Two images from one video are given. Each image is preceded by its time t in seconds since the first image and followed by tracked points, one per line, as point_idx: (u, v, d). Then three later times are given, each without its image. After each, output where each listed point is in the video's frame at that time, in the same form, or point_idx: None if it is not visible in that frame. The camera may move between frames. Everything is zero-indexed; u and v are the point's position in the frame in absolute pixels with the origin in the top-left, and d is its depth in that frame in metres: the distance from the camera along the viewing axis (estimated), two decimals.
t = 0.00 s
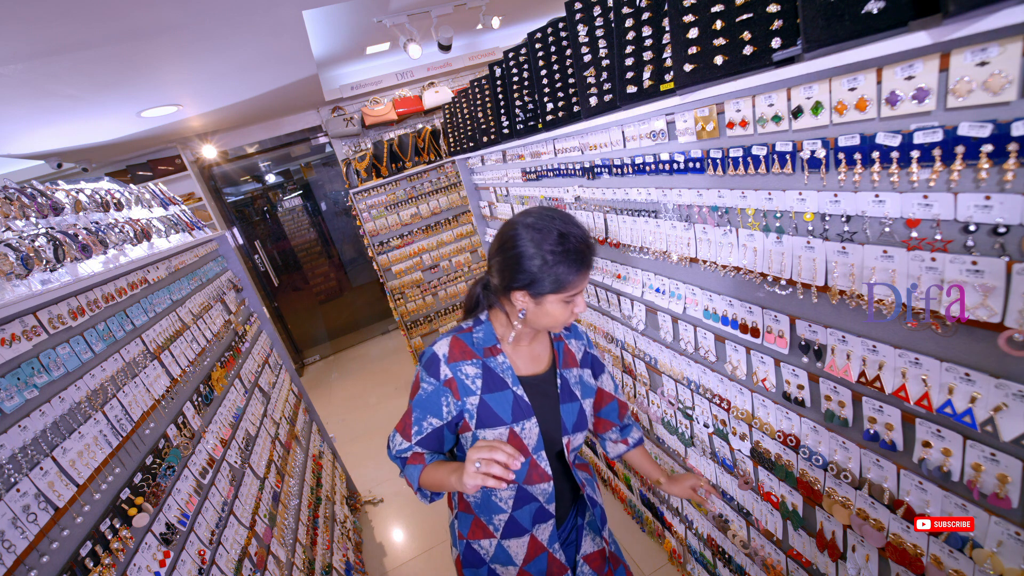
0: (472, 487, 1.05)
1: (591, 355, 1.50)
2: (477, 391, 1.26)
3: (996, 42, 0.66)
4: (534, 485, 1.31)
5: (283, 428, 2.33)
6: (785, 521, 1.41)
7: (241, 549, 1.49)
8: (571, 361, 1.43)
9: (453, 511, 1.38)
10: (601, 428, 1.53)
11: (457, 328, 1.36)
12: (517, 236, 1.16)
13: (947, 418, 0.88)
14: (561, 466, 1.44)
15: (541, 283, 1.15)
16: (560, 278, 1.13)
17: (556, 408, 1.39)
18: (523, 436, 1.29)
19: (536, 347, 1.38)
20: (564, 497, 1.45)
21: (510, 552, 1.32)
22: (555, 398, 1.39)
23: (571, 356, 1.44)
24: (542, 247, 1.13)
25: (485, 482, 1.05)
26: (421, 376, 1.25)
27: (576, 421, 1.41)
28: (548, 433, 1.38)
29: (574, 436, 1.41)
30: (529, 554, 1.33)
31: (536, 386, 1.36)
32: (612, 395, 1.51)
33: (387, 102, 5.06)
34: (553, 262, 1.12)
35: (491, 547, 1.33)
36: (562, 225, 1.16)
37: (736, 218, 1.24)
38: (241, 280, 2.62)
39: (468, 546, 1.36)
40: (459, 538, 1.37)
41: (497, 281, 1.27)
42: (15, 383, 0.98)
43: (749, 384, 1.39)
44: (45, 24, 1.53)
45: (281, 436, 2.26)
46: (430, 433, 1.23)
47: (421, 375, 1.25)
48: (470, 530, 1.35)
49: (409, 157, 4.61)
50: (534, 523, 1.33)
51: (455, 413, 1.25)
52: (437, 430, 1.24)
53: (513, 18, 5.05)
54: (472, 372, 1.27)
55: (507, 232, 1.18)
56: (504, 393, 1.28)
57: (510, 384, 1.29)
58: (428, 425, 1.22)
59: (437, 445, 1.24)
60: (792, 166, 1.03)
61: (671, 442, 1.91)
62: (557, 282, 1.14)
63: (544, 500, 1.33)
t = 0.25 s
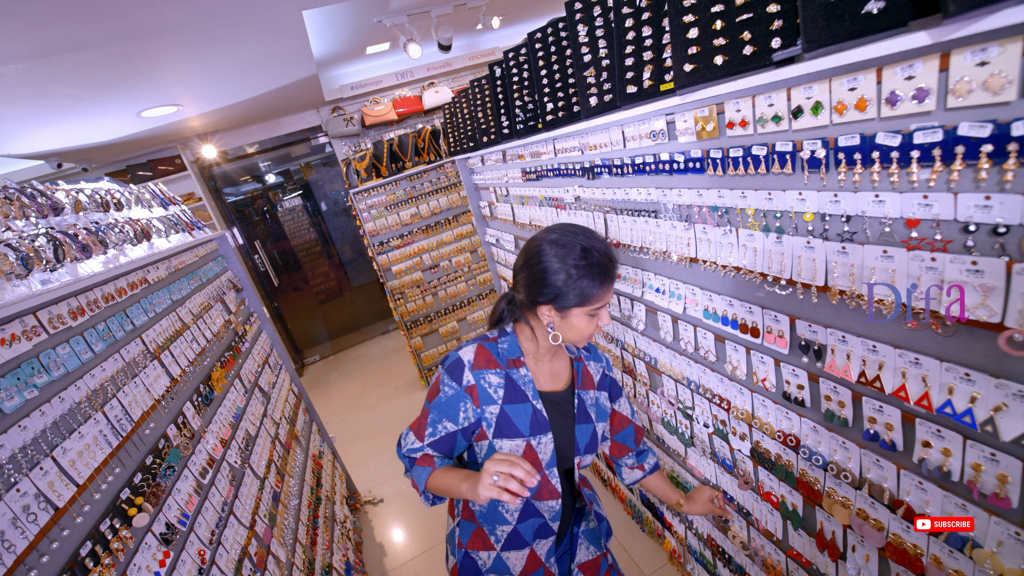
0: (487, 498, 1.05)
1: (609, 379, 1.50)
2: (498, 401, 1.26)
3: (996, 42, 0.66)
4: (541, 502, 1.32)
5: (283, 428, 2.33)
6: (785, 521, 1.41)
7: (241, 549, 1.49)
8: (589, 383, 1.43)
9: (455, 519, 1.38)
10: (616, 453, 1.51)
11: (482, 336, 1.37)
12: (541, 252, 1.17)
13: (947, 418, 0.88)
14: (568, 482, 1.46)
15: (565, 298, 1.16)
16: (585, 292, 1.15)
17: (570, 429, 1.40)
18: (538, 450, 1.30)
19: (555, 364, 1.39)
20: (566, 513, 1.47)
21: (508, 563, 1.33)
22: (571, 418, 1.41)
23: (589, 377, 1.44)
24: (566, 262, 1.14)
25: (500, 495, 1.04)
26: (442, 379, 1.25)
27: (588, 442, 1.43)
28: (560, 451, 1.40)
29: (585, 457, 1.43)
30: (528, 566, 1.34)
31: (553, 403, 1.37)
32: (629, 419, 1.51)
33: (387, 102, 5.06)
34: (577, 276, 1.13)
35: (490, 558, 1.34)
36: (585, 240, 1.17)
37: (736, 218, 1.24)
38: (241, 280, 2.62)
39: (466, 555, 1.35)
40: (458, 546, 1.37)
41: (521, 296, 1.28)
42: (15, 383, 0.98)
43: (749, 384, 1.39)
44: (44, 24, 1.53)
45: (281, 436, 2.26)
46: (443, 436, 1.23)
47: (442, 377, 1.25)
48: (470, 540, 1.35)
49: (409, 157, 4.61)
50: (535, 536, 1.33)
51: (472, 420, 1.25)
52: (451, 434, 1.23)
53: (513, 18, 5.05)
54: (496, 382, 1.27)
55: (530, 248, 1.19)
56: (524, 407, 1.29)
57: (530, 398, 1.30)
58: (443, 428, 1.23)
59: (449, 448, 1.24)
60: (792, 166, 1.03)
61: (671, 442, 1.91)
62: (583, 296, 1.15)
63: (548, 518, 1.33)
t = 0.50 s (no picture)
0: (500, 504, 1.05)
1: (615, 393, 1.52)
2: (510, 407, 1.29)
3: (997, 42, 0.66)
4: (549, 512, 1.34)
5: (283, 428, 2.33)
6: (785, 521, 1.41)
7: (241, 549, 1.49)
8: (597, 396, 1.46)
9: (459, 525, 1.37)
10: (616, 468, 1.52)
11: (495, 343, 1.40)
12: (548, 262, 1.20)
13: (947, 418, 0.88)
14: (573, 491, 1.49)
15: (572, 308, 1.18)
16: (592, 302, 1.17)
17: (580, 440, 1.43)
18: (548, 459, 1.32)
19: (564, 374, 1.42)
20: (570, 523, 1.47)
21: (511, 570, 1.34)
22: (580, 429, 1.43)
23: (597, 390, 1.47)
24: (572, 271, 1.16)
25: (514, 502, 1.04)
26: (455, 383, 1.27)
27: (596, 453, 1.45)
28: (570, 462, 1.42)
29: (593, 468, 1.45)
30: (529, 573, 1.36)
31: (563, 414, 1.40)
32: (632, 435, 1.52)
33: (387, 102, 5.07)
34: (582, 285, 1.15)
35: (492, 566, 1.34)
36: (590, 249, 1.19)
37: (736, 217, 1.24)
38: (241, 280, 2.62)
39: (469, 561, 1.35)
40: (461, 552, 1.36)
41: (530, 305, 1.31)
42: (15, 383, 0.98)
43: (749, 384, 1.39)
44: (44, 25, 1.53)
45: (281, 436, 2.26)
46: (454, 441, 1.23)
47: (456, 381, 1.27)
48: (474, 546, 1.35)
49: (409, 157, 4.61)
50: (539, 545, 1.36)
51: (484, 425, 1.26)
52: (461, 439, 1.24)
53: (513, 18, 5.05)
54: (508, 388, 1.29)
55: (538, 258, 1.22)
56: (535, 414, 1.31)
57: (541, 406, 1.32)
58: (454, 432, 1.23)
59: (459, 453, 1.24)
60: (792, 166, 1.03)
61: (671, 442, 1.91)
62: (590, 306, 1.17)
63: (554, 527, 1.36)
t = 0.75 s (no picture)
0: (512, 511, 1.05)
1: (616, 392, 1.53)
2: (517, 408, 1.29)
3: (997, 42, 0.66)
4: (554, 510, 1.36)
5: (283, 428, 2.33)
6: (785, 521, 1.41)
7: (241, 549, 1.49)
8: (600, 394, 1.47)
9: (462, 523, 1.37)
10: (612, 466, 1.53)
11: (500, 342, 1.39)
12: (556, 259, 1.20)
13: (947, 419, 0.88)
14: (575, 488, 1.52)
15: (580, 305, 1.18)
16: (600, 298, 1.17)
17: (585, 439, 1.43)
18: (555, 459, 1.31)
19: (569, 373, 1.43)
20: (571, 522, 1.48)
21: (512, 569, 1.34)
22: (585, 428, 1.44)
23: (600, 389, 1.47)
24: (580, 268, 1.16)
25: (527, 510, 1.04)
26: (461, 384, 1.26)
27: (600, 452, 1.46)
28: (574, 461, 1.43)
29: (597, 467, 1.46)
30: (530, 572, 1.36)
31: (568, 413, 1.40)
32: (629, 434, 1.53)
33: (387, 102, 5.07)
34: (590, 283, 1.16)
35: (494, 564, 1.33)
36: (599, 247, 1.19)
37: (736, 217, 1.24)
38: (241, 280, 2.62)
39: (470, 559, 1.35)
40: (463, 550, 1.36)
41: (536, 303, 1.30)
42: (15, 383, 0.98)
43: (749, 384, 1.39)
44: (44, 24, 1.53)
45: (281, 436, 2.26)
46: (459, 442, 1.23)
47: (461, 382, 1.27)
48: (476, 544, 1.35)
49: (409, 157, 4.61)
50: (541, 543, 1.36)
51: (490, 427, 1.26)
52: (467, 440, 1.24)
53: (513, 18, 5.05)
54: (515, 389, 1.29)
55: (545, 255, 1.22)
56: (542, 414, 1.31)
57: (548, 406, 1.32)
58: (460, 434, 1.23)
59: (464, 454, 1.24)
60: (792, 166, 1.03)
61: (671, 442, 1.92)
62: (598, 303, 1.17)
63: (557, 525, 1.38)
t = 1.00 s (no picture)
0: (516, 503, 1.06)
1: (608, 365, 1.53)
2: (509, 388, 1.27)
3: (996, 42, 0.66)
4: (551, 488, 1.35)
5: (283, 428, 2.33)
6: (785, 521, 1.41)
7: (241, 549, 1.49)
8: (593, 369, 1.47)
9: (458, 508, 1.35)
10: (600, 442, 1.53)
11: (489, 322, 1.36)
12: (546, 232, 1.17)
13: (947, 418, 0.88)
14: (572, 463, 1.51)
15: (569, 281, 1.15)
16: (589, 274, 1.13)
17: (579, 414, 1.43)
18: (551, 437, 1.30)
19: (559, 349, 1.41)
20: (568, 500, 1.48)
21: (512, 548, 1.33)
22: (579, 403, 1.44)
23: (593, 363, 1.47)
24: (570, 242, 1.13)
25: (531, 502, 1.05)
26: (451, 367, 1.24)
27: (596, 426, 1.47)
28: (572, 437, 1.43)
29: (593, 441, 1.47)
30: (530, 552, 1.36)
31: (561, 390, 1.40)
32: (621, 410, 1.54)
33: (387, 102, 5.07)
34: (580, 258, 1.12)
35: (493, 546, 1.33)
36: (590, 221, 1.16)
37: (736, 218, 1.24)
38: (241, 280, 2.62)
39: (469, 543, 1.34)
40: (460, 535, 1.35)
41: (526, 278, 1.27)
42: (15, 383, 0.98)
43: (749, 384, 1.39)
44: (44, 24, 1.53)
45: (281, 436, 2.26)
46: (453, 427, 1.23)
47: (451, 365, 1.24)
48: (474, 528, 1.34)
49: (409, 157, 4.61)
50: (540, 523, 1.37)
51: (483, 409, 1.25)
52: (461, 424, 1.23)
53: (513, 18, 5.05)
54: (506, 369, 1.27)
55: (535, 230, 1.19)
56: (535, 393, 1.29)
57: (540, 383, 1.30)
58: (453, 418, 1.22)
59: (459, 438, 1.24)
60: (792, 166, 1.03)
61: (671, 442, 1.92)
62: (587, 278, 1.14)
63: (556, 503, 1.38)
